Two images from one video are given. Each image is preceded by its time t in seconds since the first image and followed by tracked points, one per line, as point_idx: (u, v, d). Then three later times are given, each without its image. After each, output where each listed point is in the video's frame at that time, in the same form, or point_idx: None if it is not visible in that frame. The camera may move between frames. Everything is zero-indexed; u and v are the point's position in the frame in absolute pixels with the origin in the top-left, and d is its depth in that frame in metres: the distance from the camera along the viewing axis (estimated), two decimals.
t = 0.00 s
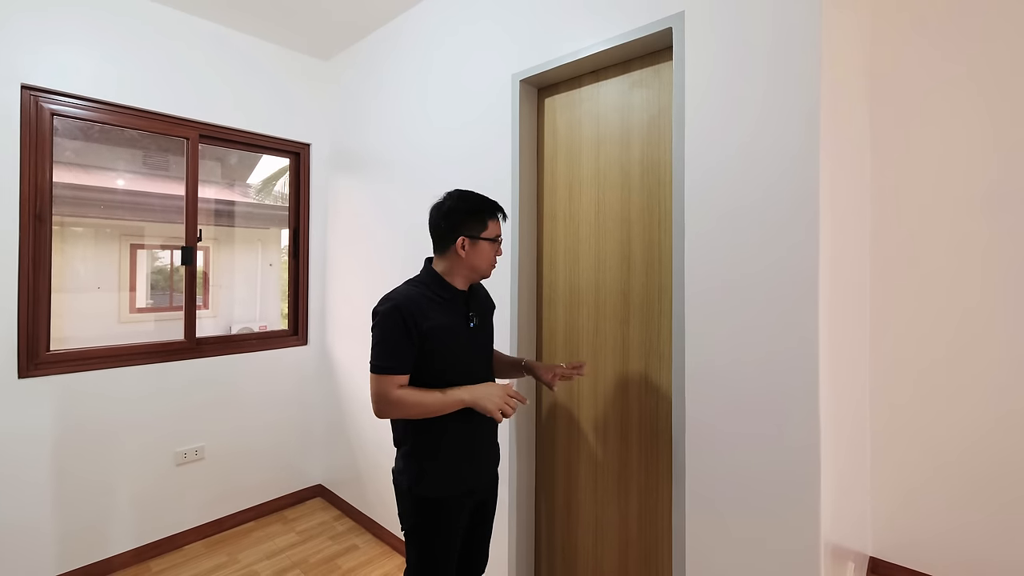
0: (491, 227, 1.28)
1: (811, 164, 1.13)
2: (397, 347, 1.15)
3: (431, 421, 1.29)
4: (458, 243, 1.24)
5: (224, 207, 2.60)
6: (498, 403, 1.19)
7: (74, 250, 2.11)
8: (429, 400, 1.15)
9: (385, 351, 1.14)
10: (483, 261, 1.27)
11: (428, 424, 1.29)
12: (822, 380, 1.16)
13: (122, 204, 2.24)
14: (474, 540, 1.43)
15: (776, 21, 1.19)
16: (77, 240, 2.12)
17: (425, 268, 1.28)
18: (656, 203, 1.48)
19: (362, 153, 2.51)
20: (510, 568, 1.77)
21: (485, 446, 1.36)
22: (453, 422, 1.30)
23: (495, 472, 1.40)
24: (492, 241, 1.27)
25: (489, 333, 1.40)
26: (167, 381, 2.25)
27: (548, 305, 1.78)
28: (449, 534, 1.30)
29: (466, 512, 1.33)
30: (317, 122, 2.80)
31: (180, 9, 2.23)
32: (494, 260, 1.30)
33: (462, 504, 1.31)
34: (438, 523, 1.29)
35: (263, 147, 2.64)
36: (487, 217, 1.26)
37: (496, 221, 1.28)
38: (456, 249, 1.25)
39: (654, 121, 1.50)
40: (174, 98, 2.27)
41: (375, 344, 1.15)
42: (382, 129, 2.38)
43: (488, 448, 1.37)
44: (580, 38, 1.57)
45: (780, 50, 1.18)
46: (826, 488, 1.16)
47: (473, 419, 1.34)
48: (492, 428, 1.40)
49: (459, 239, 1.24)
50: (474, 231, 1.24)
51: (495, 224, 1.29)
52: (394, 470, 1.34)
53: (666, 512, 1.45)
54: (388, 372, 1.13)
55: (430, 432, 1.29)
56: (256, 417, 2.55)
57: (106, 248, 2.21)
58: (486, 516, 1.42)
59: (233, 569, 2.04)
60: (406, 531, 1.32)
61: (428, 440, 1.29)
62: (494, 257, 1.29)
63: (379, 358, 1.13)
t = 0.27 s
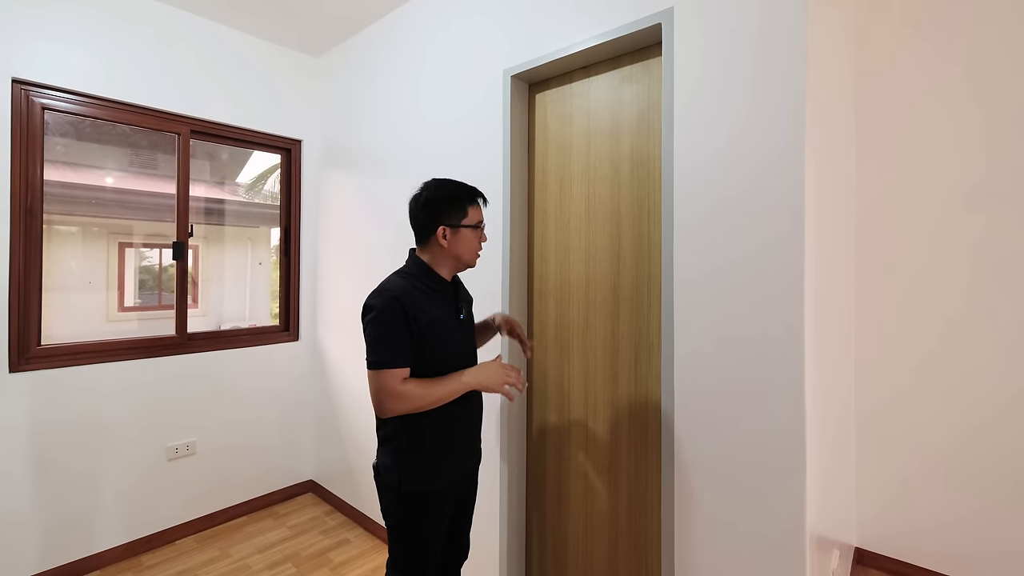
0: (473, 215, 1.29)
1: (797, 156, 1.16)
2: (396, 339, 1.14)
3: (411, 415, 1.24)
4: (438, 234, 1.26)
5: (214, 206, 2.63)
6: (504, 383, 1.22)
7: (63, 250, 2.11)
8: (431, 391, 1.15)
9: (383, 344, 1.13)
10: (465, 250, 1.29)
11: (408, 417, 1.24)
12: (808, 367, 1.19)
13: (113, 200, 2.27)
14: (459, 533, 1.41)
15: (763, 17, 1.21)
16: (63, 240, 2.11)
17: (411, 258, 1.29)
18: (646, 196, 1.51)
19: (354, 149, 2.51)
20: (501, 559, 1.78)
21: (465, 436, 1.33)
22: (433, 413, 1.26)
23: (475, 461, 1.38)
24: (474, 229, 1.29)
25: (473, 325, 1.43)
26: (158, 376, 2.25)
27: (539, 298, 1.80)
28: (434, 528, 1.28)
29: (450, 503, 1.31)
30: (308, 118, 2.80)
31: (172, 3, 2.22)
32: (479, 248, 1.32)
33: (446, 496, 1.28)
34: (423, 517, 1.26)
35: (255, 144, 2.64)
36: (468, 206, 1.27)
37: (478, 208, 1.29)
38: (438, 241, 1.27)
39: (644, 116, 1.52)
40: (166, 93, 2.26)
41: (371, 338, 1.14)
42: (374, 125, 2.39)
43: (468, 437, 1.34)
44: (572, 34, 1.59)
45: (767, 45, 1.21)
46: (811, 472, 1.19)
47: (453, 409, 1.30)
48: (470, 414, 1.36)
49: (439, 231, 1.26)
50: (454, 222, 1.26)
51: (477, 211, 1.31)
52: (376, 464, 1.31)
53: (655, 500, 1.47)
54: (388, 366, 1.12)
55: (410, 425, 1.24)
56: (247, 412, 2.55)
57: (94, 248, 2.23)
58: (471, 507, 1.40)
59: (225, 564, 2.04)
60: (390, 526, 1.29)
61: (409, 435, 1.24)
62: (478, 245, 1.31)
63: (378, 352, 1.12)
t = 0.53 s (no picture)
0: (432, 198, 1.29)
1: (781, 150, 1.18)
2: (393, 320, 1.14)
3: (396, 406, 1.24)
4: (398, 224, 1.29)
5: (206, 204, 2.59)
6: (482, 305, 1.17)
7: (52, 250, 2.10)
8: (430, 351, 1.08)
9: (380, 325, 1.11)
10: (426, 233, 1.28)
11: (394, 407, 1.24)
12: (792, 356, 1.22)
13: (103, 197, 2.24)
14: (447, 525, 1.41)
15: (748, 14, 1.24)
16: (51, 240, 2.09)
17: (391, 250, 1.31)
18: (634, 190, 1.53)
19: (346, 145, 2.52)
20: (492, 551, 1.79)
21: (452, 427, 1.33)
22: (419, 403, 1.26)
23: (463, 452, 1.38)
24: (433, 211, 1.28)
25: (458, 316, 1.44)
26: (148, 373, 2.24)
27: (530, 293, 1.82)
28: (419, 519, 1.29)
29: (436, 494, 1.31)
30: (300, 115, 2.80)
31: None
32: (445, 230, 1.30)
33: (431, 488, 1.29)
34: (408, 509, 1.27)
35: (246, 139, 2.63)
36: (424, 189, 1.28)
37: (436, 189, 1.29)
38: (401, 231, 1.30)
39: (633, 111, 1.54)
40: (157, 88, 2.26)
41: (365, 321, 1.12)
42: (365, 122, 2.39)
43: (455, 428, 1.34)
44: (562, 30, 1.61)
45: (752, 42, 1.23)
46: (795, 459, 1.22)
47: (440, 399, 1.30)
48: (457, 404, 1.36)
49: (399, 221, 1.30)
50: (412, 208, 1.28)
51: (439, 193, 1.31)
52: (362, 456, 1.32)
53: (643, 490, 1.49)
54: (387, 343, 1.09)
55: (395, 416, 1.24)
56: (238, 409, 2.55)
57: (84, 246, 2.20)
58: (459, 497, 1.40)
59: (216, 559, 2.04)
60: (376, 518, 1.30)
61: (394, 426, 1.24)
62: (443, 227, 1.30)
63: (376, 331, 1.10)
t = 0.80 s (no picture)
0: (405, 193, 1.23)
1: (774, 142, 1.18)
2: (365, 316, 1.11)
3: (382, 402, 1.23)
4: (376, 218, 1.27)
5: (197, 202, 2.57)
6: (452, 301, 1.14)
7: (39, 246, 2.07)
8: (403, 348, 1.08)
9: (351, 322, 1.10)
10: (397, 230, 1.24)
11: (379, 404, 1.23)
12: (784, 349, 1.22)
13: (92, 194, 2.20)
14: (437, 524, 1.38)
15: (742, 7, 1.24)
16: (39, 240, 2.07)
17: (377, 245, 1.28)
18: (628, 185, 1.52)
19: (339, 141, 2.50)
20: (486, 548, 1.79)
21: (442, 424, 1.31)
22: (405, 399, 1.24)
23: (455, 449, 1.35)
24: (403, 207, 1.22)
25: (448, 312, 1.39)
26: (137, 370, 2.22)
27: (523, 288, 1.81)
28: (408, 516, 1.27)
29: (426, 492, 1.29)
30: (292, 111, 2.77)
31: None
32: (417, 226, 1.23)
33: (420, 485, 1.26)
34: (395, 505, 1.25)
35: (237, 135, 2.61)
36: (398, 184, 1.22)
37: (411, 183, 1.22)
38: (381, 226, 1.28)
39: (627, 106, 1.54)
40: (147, 83, 2.23)
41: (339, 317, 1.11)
42: (358, 118, 2.38)
43: (446, 425, 1.32)
44: (556, 25, 1.60)
45: (746, 35, 1.23)
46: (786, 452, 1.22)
47: (427, 396, 1.28)
48: (448, 400, 1.33)
49: (377, 216, 1.27)
50: (386, 204, 1.24)
51: (417, 187, 1.24)
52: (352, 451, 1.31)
53: (636, 484, 1.49)
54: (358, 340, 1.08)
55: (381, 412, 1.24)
56: (229, 407, 2.53)
57: (72, 243, 2.17)
58: (450, 497, 1.37)
59: (206, 558, 2.02)
60: (364, 514, 1.28)
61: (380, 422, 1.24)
62: (414, 223, 1.22)
63: (348, 328, 1.09)
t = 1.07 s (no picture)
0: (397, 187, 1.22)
1: (770, 136, 1.18)
2: (347, 313, 1.10)
3: (373, 396, 1.22)
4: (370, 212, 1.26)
5: (189, 200, 2.55)
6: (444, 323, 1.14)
7: (24, 246, 2.04)
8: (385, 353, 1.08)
9: (332, 318, 1.09)
10: (389, 224, 1.23)
11: (369, 398, 1.22)
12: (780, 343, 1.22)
13: (82, 190, 2.19)
14: (430, 520, 1.37)
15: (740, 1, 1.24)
16: (20, 242, 2.02)
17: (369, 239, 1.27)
18: (624, 180, 1.52)
19: (332, 137, 2.48)
20: (482, 545, 1.78)
21: (434, 419, 1.30)
22: (396, 394, 1.23)
23: (447, 445, 1.34)
24: (395, 201, 1.21)
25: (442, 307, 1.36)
26: (127, 368, 2.19)
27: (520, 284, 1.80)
28: (399, 512, 1.26)
29: (417, 488, 1.28)
30: (285, 107, 2.75)
31: None
32: (408, 221, 1.21)
33: (411, 480, 1.25)
34: (386, 501, 1.24)
35: (228, 130, 2.58)
36: (390, 178, 1.22)
37: (402, 178, 1.22)
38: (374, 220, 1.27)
39: (623, 101, 1.53)
40: (137, 76, 2.20)
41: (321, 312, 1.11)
42: (352, 114, 2.36)
43: (438, 420, 1.31)
44: (553, 19, 1.60)
45: (744, 29, 1.23)
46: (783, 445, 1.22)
47: (419, 391, 1.27)
48: (441, 395, 1.32)
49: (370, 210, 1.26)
50: (378, 197, 1.23)
51: (410, 182, 1.23)
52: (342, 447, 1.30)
53: (633, 479, 1.49)
54: (336, 338, 1.08)
55: (371, 406, 1.23)
56: (221, 406, 2.50)
57: (61, 241, 2.15)
58: (443, 493, 1.35)
59: (198, 558, 2.00)
60: (354, 510, 1.27)
61: (370, 417, 1.23)
62: (405, 218, 1.21)
63: (329, 325, 1.09)
